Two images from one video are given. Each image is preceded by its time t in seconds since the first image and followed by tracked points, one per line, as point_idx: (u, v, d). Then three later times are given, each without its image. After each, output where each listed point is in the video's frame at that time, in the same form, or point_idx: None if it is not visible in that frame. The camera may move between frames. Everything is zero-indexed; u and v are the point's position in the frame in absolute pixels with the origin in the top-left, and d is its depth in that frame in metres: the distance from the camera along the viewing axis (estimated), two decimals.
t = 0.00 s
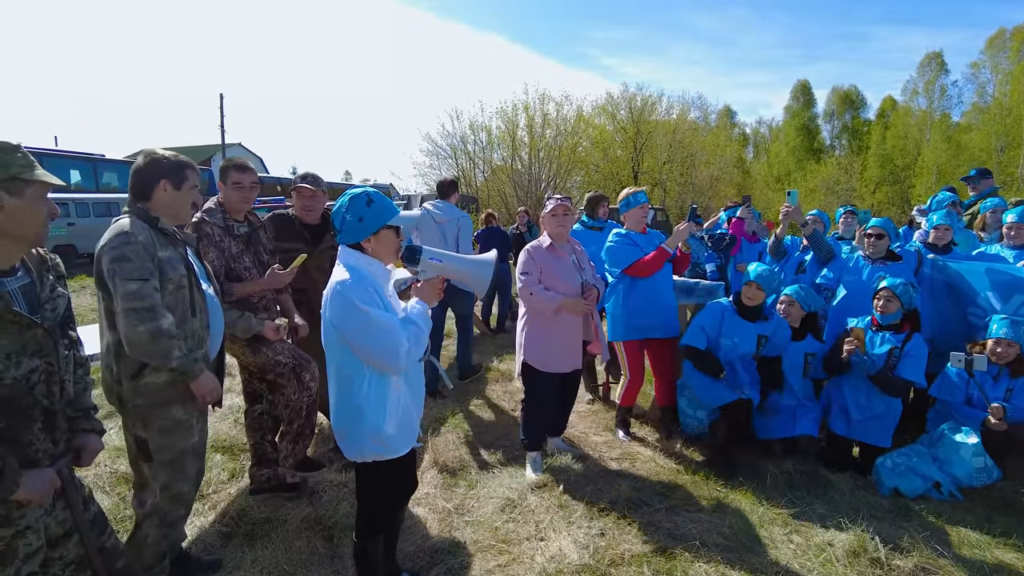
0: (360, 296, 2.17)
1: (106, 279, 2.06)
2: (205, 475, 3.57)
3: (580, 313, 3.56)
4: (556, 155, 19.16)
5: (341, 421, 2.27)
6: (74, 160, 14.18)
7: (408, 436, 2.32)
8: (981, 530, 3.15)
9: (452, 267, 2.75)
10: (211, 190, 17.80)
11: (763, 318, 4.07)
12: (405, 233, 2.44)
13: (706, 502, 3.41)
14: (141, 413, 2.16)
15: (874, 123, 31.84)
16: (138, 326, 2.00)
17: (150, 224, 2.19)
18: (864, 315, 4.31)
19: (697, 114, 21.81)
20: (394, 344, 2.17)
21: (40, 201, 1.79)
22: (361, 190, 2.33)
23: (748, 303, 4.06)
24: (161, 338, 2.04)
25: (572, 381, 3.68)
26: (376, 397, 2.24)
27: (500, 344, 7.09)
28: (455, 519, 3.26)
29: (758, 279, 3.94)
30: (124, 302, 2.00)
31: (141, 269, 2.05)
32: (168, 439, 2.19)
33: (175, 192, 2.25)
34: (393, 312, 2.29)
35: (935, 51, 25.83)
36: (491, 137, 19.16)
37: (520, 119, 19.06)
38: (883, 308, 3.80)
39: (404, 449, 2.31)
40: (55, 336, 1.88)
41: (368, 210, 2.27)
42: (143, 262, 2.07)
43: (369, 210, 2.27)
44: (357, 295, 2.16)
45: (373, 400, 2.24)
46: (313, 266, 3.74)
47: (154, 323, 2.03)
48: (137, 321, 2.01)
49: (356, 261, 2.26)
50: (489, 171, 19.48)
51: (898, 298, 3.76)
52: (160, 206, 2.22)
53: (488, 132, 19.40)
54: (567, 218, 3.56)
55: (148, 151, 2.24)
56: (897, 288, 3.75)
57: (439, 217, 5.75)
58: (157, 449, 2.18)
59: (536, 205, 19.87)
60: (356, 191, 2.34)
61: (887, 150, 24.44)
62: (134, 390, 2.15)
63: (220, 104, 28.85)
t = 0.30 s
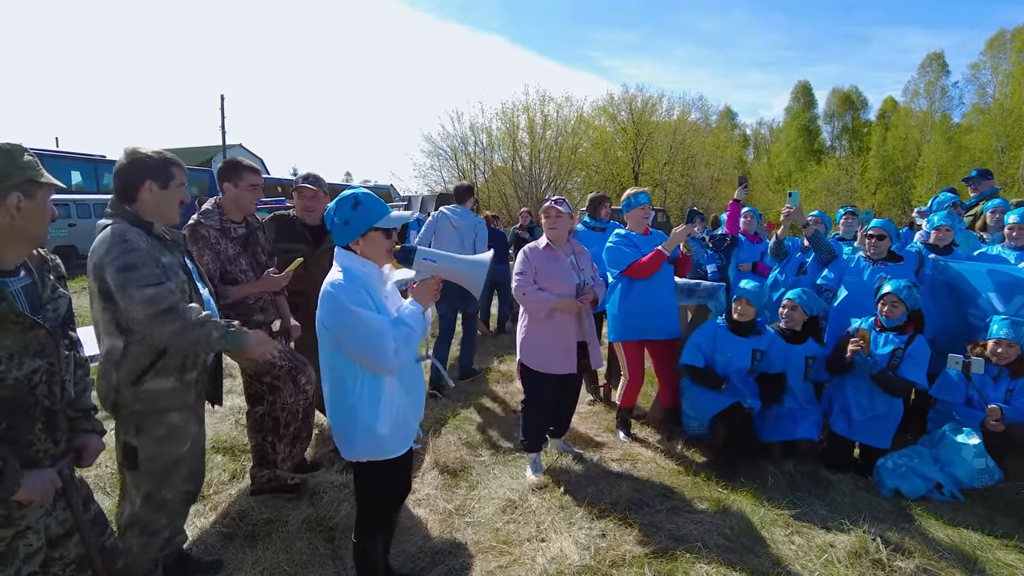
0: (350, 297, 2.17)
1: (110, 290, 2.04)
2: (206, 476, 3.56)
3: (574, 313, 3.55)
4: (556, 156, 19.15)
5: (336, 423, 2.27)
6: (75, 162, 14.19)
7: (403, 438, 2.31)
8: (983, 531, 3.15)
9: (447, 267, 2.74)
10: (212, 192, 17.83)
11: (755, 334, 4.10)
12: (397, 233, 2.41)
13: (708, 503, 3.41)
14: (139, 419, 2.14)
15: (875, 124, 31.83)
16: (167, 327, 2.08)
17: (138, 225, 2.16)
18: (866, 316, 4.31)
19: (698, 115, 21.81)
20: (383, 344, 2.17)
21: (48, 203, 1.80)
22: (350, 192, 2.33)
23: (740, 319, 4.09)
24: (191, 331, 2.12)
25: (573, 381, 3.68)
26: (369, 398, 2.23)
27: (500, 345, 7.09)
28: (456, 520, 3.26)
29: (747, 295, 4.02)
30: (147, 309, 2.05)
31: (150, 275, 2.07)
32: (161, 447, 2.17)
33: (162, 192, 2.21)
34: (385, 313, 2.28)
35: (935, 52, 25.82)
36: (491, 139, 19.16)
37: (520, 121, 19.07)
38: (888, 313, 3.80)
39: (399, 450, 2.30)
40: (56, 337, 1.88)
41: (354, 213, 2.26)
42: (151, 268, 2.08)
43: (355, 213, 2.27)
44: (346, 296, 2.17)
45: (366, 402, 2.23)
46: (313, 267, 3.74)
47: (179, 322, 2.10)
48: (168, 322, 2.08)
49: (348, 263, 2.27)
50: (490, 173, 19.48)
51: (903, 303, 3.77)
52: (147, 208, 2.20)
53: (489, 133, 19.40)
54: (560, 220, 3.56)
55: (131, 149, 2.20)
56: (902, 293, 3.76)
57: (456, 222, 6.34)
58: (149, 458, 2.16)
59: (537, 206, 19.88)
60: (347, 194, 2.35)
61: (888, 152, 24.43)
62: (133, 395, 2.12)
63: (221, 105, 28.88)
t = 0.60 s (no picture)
0: (339, 295, 2.18)
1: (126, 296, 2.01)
2: (205, 478, 3.56)
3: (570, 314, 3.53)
4: (556, 157, 19.17)
5: (331, 419, 2.30)
6: (76, 163, 14.22)
7: (395, 436, 2.29)
8: (983, 532, 3.14)
9: (438, 267, 2.84)
10: (213, 193, 17.87)
11: (755, 335, 4.08)
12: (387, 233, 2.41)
13: (708, 504, 3.41)
14: (132, 421, 2.11)
15: (875, 126, 31.84)
16: (200, 309, 2.04)
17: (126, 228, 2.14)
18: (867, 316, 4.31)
19: (698, 116, 21.83)
20: (369, 344, 2.16)
21: (47, 207, 1.75)
22: (340, 194, 2.34)
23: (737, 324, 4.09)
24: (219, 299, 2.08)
25: (573, 382, 3.68)
26: (360, 395, 2.25)
27: (500, 347, 7.09)
28: (456, 521, 3.26)
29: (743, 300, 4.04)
30: (168, 303, 1.99)
31: (161, 271, 2.03)
32: (152, 454, 2.14)
33: (145, 193, 2.19)
34: (376, 311, 2.28)
35: (935, 53, 25.83)
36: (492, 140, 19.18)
37: (521, 123, 19.10)
38: (889, 313, 3.80)
39: (392, 448, 2.29)
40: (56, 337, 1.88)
41: (343, 214, 2.28)
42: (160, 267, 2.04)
43: (344, 214, 2.28)
44: (335, 295, 2.17)
45: (358, 399, 2.24)
46: (313, 268, 3.74)
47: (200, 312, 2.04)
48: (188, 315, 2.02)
49: (342, 261, 2.28)
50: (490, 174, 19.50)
51: (904, 304, 3.76)
52: (131, 208, 2.18)
53: (489, 134, 19.43)
54: (559, 221, 3.56)
55: (112, 149, 2.18)
56: (903, 294, 3.76)
57: (467, 218, 6.53)
58: (140, 464, 2.12)
59: (537, 207, 19.89)
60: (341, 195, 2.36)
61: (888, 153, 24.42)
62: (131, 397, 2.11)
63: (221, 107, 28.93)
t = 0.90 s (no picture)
0: (334, 294, 2.19)
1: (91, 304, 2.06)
2: (205, 479, 3.56)
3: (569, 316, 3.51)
4: (557, 158, 19.16)
5: (330, 415, 2.32)
6: (77, 164, 14.24)
7: (392, 433, 2.28)
8: (984, 534, 3.13)
9: (433, 267, 2.87)
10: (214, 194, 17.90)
11: (755, 335, 4.09)
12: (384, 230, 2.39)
13: (707, 505, 3.40)
14: (128, 429, 2.06)
15: (876, 126, 31.79)
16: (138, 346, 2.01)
17: (119, 228, 2.13)
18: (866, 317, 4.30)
19: (699, 117, 21.80)
20: (362, 342, 2.15)
21: (69, 210, 1.69)
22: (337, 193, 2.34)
23: (738, 324, 4.09)
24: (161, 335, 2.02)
25: (573, 383, 3.67)
26: (356, 393, 2.25)
27: (500, 347, 7.08)
28: (456, 522, 3.25)
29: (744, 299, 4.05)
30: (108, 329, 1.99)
31: (120, 293, 2.02)
32: (152, 455, 2.11)
33: (144, 194, 2.20)
34: (372, 309, 2.27)
35: (937, 54, 25.81)
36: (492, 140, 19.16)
37: (521, 123, 19.09)
38: (889, 313, 3.80)
39: (389, 444, 2.29)
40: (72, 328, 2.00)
41: (338, 214, 2.28)
42: (122, 286, 2.03)
43: (339, 213, 2.28)
44: (331, 293, 2.18)
45: (354, 396, 2.25)
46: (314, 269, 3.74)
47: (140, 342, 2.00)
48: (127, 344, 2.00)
49: (340, 260, 2.29)
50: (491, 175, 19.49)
51: (905, 303, 3.77)
52: (127, 208, 2.19)
53: (489, 136, 19.43)
54: (560, 223, 3.55)
55: (111, 149, 2.18)
56: (903, 293, 3.77)
57: (474, 219, 6.56)
58: (137, 467, 2.09)
59: (537, 208, 19.88)
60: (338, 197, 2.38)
61: (889, 153, 24.38)
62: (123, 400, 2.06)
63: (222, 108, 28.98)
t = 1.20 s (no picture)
0: (330, 291, 2.20)
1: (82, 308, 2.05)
2: (205, 479, 3.57)
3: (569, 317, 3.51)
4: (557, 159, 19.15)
5: (327, 413, 2.33)
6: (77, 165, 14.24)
7: (387, 431, 2.27)
8: (984, 534, 3.13)
9: (428, 267, 2.92)
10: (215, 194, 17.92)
11: (755, 335, 4.09)
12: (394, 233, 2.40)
13: (707, 506, 3.40)
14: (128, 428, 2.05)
15: (877, 127, 31.78)
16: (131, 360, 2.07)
17: (114, 229, 2.13)
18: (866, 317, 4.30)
19: (699, 117, 21.78)
20: (355, 339, 2.16)
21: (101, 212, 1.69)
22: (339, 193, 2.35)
23: (738, 324, 4.09)
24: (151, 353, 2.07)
25: (574, 383, 3.68)
26: (351, 390, 2.25)
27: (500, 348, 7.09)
28: (456, 522, 3.25)
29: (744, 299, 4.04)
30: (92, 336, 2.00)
31: (112, 299, 2.03)
32: (146, 458, 2.10)
33: (146, 195, 2.22)
34: (367, 307, 2.27)
35: (937, 54, 25.81)
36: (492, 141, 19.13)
37: (521, 124, 19.09)
38: (888, 312, 3.81)
39: (383, 442, 2.28)
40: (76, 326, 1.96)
41: (341, 214, 2.29)
42: (112, 293, 2.04)
43: (342, 213, 2.29)
44: (327, 291, 2.20)
45: (349, 393, 2.25)
46: (314, 270, 3.74)
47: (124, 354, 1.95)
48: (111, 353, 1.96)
49: (341, 259, 2.31)
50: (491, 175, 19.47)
51: (903, 302, 3.78)
52: (127, 210, 2.19)
53: (490, 136, 19.42)
54: (559, 223, 3.56)
55: (112, 149, 2.19)
56: (902, 292, 3.79)
57: (479, 219, 6.73)
58: (132, 469, 2.08)
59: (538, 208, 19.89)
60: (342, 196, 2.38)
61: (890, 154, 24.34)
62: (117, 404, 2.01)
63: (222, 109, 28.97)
